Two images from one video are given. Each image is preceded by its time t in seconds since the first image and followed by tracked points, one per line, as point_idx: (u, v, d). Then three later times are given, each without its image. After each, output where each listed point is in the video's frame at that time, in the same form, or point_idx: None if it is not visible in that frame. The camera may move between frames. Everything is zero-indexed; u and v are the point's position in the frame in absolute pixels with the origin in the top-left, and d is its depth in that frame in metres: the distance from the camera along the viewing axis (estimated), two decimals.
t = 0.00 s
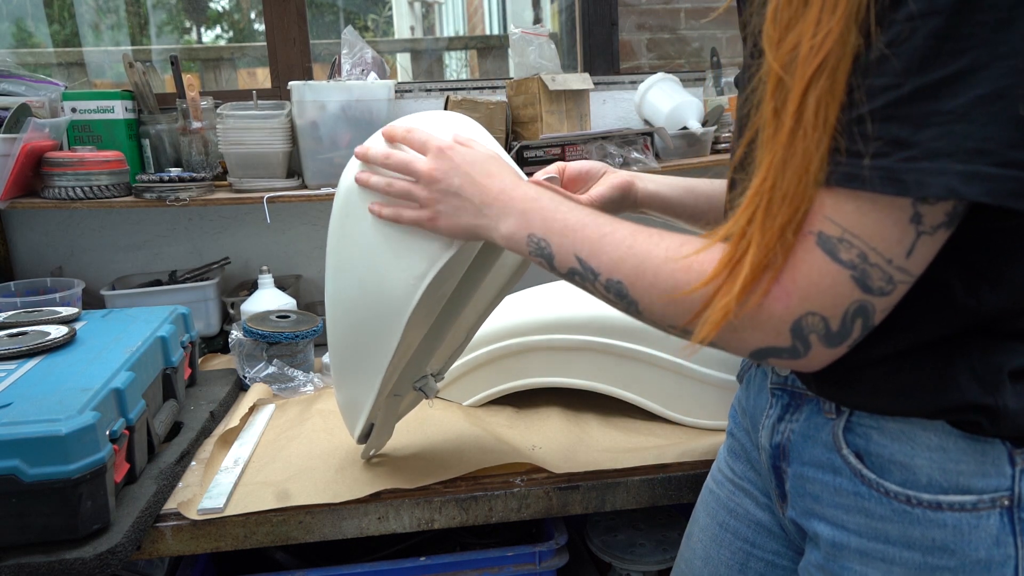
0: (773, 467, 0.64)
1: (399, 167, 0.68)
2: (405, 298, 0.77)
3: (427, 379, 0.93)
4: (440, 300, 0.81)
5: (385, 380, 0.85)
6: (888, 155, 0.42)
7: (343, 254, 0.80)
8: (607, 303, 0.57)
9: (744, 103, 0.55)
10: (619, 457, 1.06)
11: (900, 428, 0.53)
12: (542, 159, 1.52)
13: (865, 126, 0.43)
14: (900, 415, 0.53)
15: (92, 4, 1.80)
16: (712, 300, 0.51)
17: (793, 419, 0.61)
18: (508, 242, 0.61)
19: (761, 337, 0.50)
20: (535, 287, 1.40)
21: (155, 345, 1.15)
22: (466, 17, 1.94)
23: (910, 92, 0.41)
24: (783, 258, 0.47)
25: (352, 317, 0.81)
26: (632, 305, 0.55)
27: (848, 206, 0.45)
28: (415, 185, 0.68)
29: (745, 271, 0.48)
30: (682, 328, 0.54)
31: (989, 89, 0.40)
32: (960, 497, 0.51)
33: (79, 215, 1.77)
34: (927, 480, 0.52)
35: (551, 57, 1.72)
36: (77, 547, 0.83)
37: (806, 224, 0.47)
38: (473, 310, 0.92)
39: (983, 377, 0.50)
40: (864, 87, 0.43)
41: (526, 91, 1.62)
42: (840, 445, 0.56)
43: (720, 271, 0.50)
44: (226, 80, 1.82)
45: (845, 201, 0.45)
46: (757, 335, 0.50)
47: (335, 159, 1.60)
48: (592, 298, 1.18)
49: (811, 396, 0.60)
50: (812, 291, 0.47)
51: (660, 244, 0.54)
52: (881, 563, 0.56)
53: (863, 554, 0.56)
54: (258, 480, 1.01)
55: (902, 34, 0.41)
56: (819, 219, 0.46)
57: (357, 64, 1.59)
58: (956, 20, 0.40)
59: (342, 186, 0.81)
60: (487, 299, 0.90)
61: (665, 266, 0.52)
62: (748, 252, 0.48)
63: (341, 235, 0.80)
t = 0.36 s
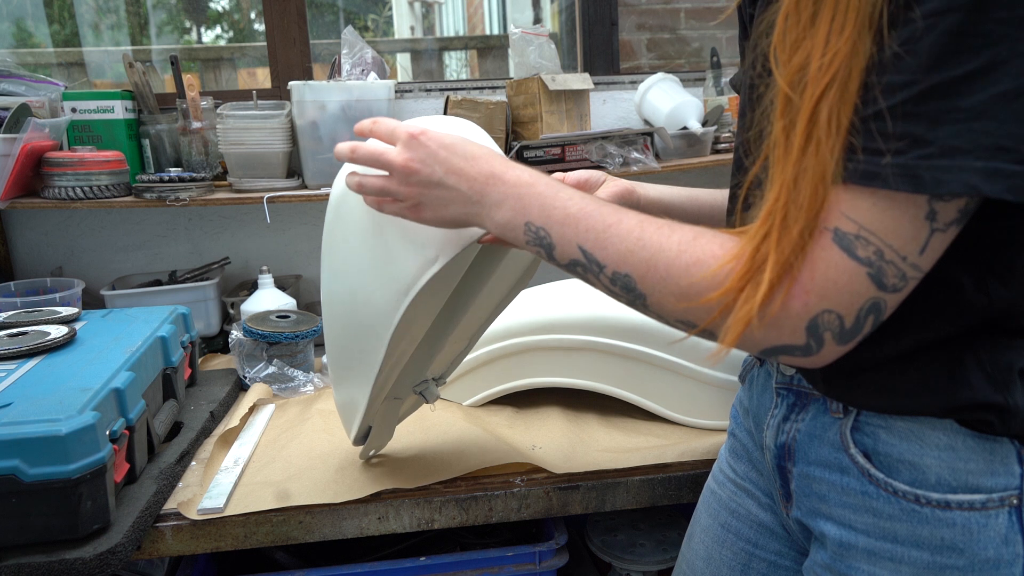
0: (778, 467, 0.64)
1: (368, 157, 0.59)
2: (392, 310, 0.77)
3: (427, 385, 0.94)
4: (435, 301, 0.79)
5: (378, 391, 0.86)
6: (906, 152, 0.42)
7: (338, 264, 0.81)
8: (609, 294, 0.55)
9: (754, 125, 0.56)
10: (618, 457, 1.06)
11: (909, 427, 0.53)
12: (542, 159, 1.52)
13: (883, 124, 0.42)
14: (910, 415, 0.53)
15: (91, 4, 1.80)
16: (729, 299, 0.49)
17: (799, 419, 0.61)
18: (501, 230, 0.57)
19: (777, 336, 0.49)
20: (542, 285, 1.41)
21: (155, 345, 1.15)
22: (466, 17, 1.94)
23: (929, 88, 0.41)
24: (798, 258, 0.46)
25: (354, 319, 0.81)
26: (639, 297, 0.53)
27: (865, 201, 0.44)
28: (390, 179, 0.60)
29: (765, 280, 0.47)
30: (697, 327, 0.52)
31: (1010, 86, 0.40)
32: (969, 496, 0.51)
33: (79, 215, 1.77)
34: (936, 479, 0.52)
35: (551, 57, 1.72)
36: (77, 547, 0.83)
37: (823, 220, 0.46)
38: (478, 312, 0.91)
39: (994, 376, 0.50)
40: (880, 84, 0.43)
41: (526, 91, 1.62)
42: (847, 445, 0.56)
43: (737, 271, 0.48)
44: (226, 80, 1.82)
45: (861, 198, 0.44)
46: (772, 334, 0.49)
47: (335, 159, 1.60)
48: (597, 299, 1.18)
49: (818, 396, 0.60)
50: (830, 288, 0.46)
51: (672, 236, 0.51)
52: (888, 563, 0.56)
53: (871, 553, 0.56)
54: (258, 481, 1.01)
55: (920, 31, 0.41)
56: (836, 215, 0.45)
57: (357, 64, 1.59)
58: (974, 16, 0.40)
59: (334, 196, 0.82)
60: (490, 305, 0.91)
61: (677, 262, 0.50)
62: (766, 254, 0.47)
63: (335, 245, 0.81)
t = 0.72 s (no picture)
0: (777, 467, 0.64)
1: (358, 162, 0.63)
2: (393, 329, 0.77)
3: (423, 385, 0.94)
4: (433, 316, 0.80)
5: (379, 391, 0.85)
6: (909, 147, 0.42)
7: (331, 278, 0.79)
8: (601, 288, 0.55)
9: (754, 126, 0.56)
10: (618, 457, 1.06)
11: (909, 428, 0.53)
12: (542, 159, 1.52)
13: (884, 117, 0.42)
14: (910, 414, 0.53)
15: (91, 4, 1.80)
16: (726, 297, 0.49)
17: (799, 419, 0.61)
18: (488, 218, 0.56)
19: (775, 332, 0.49)
20: (542, 284, 1.41)
21: (155, 345, 1.15)
22: (465, 17, 1.94)
23: (933, 84, 0.40)
24: (798, 256, 0.46)
25: (346, 318, 0.80)
26: (632, 292, 0.53)
27: (866, 196, 0.44)
28: (379, 180, 0.62)
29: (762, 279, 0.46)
30: (699, 326, 0.51)
31: (1015, 83, 0.40)
32: (969, 496, 0.51)
33: (79, 215, 1.77)
34: (936, 479, 0.52)
35: (551, 57, 1.72)
36: (77, 547, 0.83)
37: (822, 215, 0.45)
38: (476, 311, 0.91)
39: (994, 376, 0.50)
40: (883, 80, 0.43)
41: (526, 91, 1.62)
42: (847, 445, 0.56)
43: (734, 270, 0.48)
44: (226, 80, 1.82)
45: (861, 191, 0.44)
46: (768, 330, 0.49)
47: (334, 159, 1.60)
48: (596, 299, 1.18)
49: (817, 396, 0.60)
50: (828, 285, 0.46)
51: (668, 230, 0.51)
52: (887, 563, 0.56)
53: (870, 554, 0.56)
54: (258, 480, 1.01)
55: (924, 26, 0.41)
56: (836, 209, 0.45)
57: (357, 64, 1.59)
58: (978, 13, 0.40)
59: (325, 208, 0.81)
60: (486, 302, 0.90)
61: (674, 256, 0.50)
62: (764, 254, 0.46)
63: (326, 260, 0.79)
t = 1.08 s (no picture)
0: (778, 468, 0.64)
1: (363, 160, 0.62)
2: (397, 333, 0.77)
3: (424, 385, 0.94)
4: (436, 320, 0.80)
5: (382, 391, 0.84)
6: (918, 148, 0.41)
7: (334, 282, 0.79)
8: (607, 287, 0.55)
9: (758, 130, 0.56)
10: (617, 457, 1.06)
11: (911, 428, 0.53)
12: (542, 159, 1.52)
13: (892, 118, 0.42)
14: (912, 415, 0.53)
15: (91, 4, 1.80)
16: (737, 301, 0.48)
17: (800, 420, 0.61)
18: (491, 219, 0.56)
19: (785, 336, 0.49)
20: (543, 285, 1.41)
21: (155, 345, 1.15)
22: (465, 17, 1.94)
23: (942, 85, 0.40)
24: (808, 259, 0.46)
25: (348, 318, 0.80)
26: (639, 291, 0.53)
27: (875, 197, 0.44)
28: (385, 177, 0.61)
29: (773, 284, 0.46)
30: (711, 330, 0.51)
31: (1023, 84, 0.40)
32: (971, 496, 0.52)
33: (79, 215, 1.77)
34: (938, 480, 0.52)
35: (551, 57, 1.72)
36: (77, 547, 0.83)
37: (831, 217, 0.45)
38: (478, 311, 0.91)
39: (996, 376, 0.50)
40: (890, 81, 0.43)
41: (526, 91, 1.62)
42: (848, 446, 0.56)
43: (746, 271, 0.47)
44: (226, 80, 1.82)
45: (871, 193, 0.44)
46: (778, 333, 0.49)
47: (334, 159, 1.60)
48: (598, 300, 1.18)
49: (818, 396, 0.60)
50: (838, 288, 0.46)
51: (677, 230, 0.51)
52: (889, 563, 0.56)
53: (872, 554, 0.56)
54: (258, 480, 1.01)
55: (932, 28, 0.41)
56: (845, 210, 0.45)
57: (357, 64, 1.59)
58: (988, 14, 0.40)
59: (327, 211, 0.80)
60: (489, 302, 0.90)
61: (682, 257, 0.50)
62: (774, 259, 0.46)
63: (329, 263, 0.79)
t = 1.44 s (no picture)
0: (778, 467, 0.64)
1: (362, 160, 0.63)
2: (397, 331, 0.77)
3: (425, 385, 0.94)
4: (436, 318, 0.80)
5: (381, 391, 0.85)
6: (919, 147, 0.42)
7: (334, 280, 0.79)
8: (609, 288, 0.55)
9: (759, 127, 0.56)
10: (617, 457, 1.06)
11: (910, 427, 0.53)
12: (542, 159, 1.52)
13: (893, 116, 0.42)
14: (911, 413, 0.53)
15: (91, 4, 1.80)
16: (739, 297, 0.48)
17: (800, 419, 0.61)
18: (492, 219, 0.56)
19: (785, 333, 0.49)
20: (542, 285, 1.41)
21: (155, 345, 1.15)
22: (465, 17, 1.94)
23: (943, 83, 0.40)
24: (809, 255, 0.46)
25: (349, 317, 0.80)
26: (641, 291, 0.53)
27: (876, 195, 0.44)
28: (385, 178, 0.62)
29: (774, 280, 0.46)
30: (713, 330, 0.51)
31: None
32: (970, 496, 0.52)
33: (79, 215, 1.77)
34: (937, 479, 0.52)
35: (551, 57, 1.72)
36: (78, 547, 0.83)
37: (831, 215, 0.45)
38: (479, 309, 0.91)
39: (995, 376, 0.50)
40: (891, 80, 0.43)
41: (526, 91, 1.62)
42: (848, 445, 0.56)
43: (746, 266, 0.47)
44: (226, 80, 1.82)
45: (871, 191, 0.44)
46: (779, 331, 0.49)
47: (334, 159, 1.60)
48: (597, 300, 1.19)
49: (818, 396, 0.60)
50: (839, 285, 0.46)
51: (678, 229, 0.51)
52: (888, 562, 0.56)
53: (871, 554, 0.56)
54: (258, 480, 1.01)
55: (933, 26, 0.41)
56: (846, 208, 0.45)
57: (357, 64, 1.59)
58: (990, 12, 0.40)
59: (326, 210, 0.80)
60: (490, 302, 0.90)
61: (684, 256, 0.50)
62: (774, 253, 0.46)
63: (329, 262, 0.79)
